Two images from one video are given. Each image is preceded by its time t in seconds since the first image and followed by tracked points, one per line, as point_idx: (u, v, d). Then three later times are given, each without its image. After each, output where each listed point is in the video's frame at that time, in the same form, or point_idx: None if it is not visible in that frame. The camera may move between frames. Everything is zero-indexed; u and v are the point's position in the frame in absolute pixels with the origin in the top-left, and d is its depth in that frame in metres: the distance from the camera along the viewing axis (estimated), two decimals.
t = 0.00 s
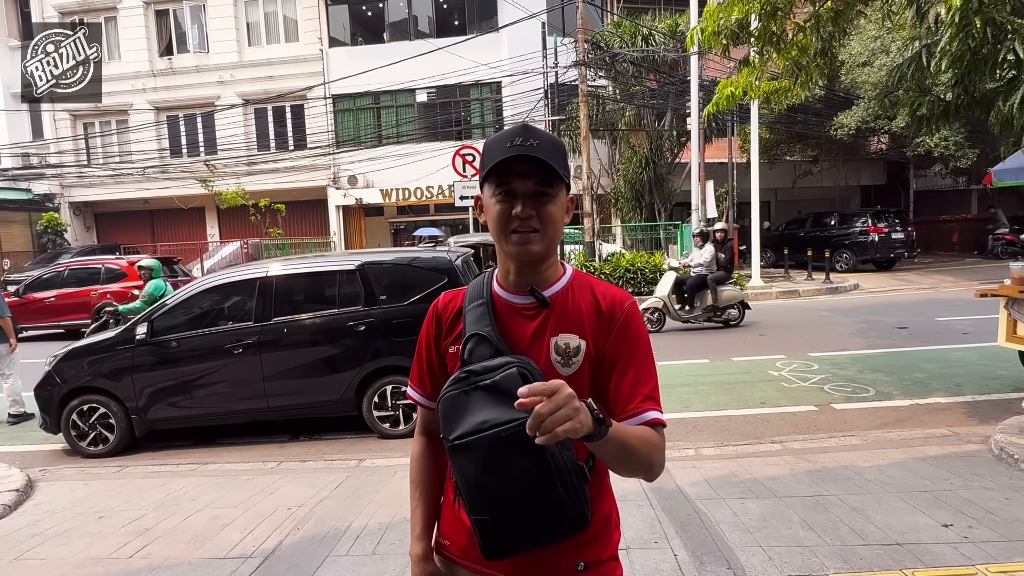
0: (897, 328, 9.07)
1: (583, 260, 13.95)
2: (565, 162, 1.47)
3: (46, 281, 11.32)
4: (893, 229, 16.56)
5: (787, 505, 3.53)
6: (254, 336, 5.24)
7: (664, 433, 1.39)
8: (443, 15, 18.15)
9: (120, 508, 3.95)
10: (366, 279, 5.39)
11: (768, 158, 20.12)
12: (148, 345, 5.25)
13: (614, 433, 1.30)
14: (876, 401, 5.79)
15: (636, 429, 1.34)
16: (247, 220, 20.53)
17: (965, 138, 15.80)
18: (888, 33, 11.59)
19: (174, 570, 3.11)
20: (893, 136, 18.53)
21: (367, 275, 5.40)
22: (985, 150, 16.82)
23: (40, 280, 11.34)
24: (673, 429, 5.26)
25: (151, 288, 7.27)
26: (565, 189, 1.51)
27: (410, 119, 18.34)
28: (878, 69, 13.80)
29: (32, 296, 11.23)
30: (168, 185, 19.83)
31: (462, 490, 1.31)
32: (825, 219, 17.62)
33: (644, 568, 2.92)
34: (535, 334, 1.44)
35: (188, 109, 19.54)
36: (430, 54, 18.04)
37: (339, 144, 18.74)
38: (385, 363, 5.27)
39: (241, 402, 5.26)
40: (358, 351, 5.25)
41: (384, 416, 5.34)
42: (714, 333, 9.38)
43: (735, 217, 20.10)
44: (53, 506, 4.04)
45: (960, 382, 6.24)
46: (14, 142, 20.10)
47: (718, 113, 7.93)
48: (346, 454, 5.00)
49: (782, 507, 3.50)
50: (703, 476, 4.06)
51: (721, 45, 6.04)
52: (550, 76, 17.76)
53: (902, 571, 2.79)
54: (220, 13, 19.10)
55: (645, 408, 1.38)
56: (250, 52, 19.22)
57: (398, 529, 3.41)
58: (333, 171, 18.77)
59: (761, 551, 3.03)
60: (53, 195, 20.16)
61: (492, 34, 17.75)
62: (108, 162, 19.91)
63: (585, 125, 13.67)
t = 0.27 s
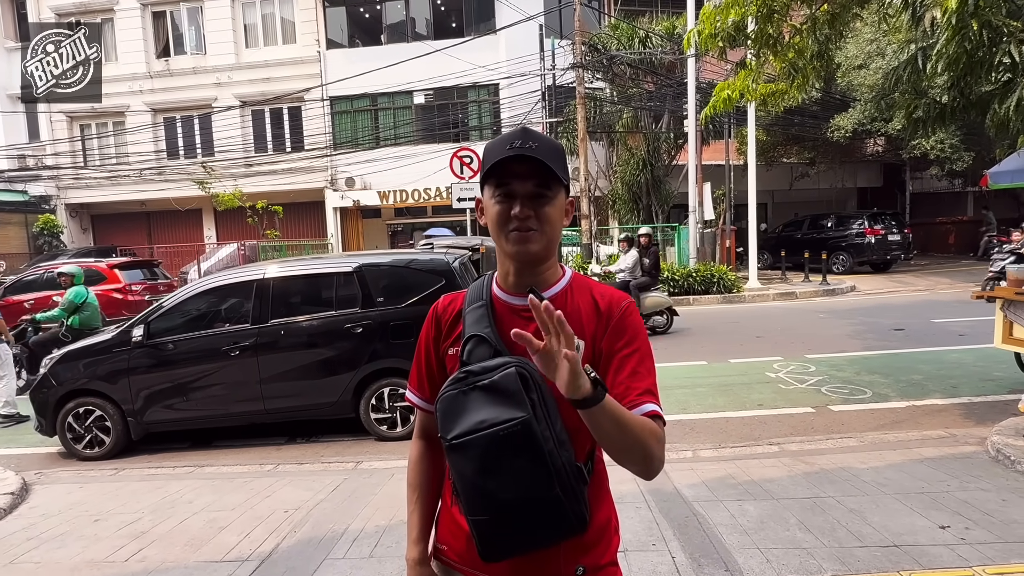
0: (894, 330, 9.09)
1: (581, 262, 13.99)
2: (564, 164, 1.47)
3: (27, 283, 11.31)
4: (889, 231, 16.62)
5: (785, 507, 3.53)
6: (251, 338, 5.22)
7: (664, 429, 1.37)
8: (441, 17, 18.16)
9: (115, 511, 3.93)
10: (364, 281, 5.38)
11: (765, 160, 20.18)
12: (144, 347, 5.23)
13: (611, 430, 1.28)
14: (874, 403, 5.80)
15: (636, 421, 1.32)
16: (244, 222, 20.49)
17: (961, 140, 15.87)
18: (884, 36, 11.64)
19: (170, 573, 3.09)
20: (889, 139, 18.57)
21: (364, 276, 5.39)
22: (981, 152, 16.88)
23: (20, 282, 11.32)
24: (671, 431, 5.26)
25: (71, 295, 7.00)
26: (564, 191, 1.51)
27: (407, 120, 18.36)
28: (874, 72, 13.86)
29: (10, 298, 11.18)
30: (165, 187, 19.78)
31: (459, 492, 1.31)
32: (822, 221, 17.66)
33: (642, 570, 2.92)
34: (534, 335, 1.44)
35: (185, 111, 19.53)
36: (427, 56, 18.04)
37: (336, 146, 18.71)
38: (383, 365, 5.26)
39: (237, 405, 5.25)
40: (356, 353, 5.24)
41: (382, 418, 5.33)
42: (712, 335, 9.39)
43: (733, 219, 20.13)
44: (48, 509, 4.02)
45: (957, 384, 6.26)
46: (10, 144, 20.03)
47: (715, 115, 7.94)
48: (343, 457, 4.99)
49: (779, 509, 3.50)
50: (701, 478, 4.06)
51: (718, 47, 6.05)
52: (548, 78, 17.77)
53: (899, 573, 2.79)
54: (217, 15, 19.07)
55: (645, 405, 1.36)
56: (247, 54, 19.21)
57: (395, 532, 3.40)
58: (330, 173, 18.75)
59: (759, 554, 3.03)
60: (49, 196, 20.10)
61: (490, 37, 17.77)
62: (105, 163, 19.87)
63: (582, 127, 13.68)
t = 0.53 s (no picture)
0: (890, 333, 9.11)
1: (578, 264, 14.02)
2: (564, 167, 1.47)
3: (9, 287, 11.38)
4: (885, 234, 16.68)
5: (781, 509, 3.53)
6: (248, 340, 5.21)
7: (655, 435, 1.37)
8: (438, 20, 18.19)
9: (111, 514, 3.92)
10: (361, 283, 5.38)
11: (762, 164, 20.23)
12: (140, 349, 5.22)
13: (603, 433, 1.28)
14: (870, 405, 5.81)
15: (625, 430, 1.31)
16: (241, 224, 20.44)
17: (956, 144, 15.94)
18: (880, 41, 11.70)
19: None
20: (885, 142, 18.64)
21: (361, 279, 5.38)
22: (976, 156, 16.95)
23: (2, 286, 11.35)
24: (668, 434, 5.26)
25: None
26: (562, 194, 1.51)
27: (405, 123, 18.37)
28: (870, 76, 13.92)
29: None
30: (161, 188, 19.72)
31: (453, 491, 1.30)
32: (818, 224, 17.69)
33: (638, 573, 2.91)
34: (531, 337, 1.44)
35: (182, 112, 19.51)
36: (425, 59, 18.07)
37: (333, 148, 18.67)
38: (379, 367, 5.25)
39: (233, 407, 5.23)
40: (352, 356, 5.23)
41: (378, 421, 5.32)
42: (709, 338, 9.39)
43: (730, 222, 20.15)
44: (43, 512, 4.00)
45: (953, 387, 6.27)
46: (6, 145, 19.94)
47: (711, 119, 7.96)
48: (340, 459, 4.98)
49: (776, 511, 3.50)
50: (698, 481, 4.06)
51: (714, 51, 6.07)
52: (545, 81, 17.81)
53: None
54: (214, 17, 19.06)
55: (637, 411, 1.36)
56: (245, 56, 19.21)
57: (392, 535, 3.39)
58: (327, 175, 18.72)
59: (756, 557, 3.03)
60: (45, 198, 20.01)
61: (487, 39, 17.80)
62: (101, 165, 19.84)
63: (580, 130, 13.70)
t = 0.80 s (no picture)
0: (886, 336, 9.13)
1: (576, 267, 14.03)
2: (559, 172, 1.47)
3: None
4: (881, 238, 16.74)
5: (778, 513, 3.53)
6: (244, 343, 5.20)
7: (652, 439, 1.38)
8: (436, 23, 18.22)
9: (105, 517, 3.89)
10: (357, 286, 5.37)
11: (759, 167, 20.30)
12: (136, 351, 5.20)
13: (600, 435, 1.28)
14: (866, 409, 5.82)
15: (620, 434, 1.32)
16: (239, 226, 20.42)
17: (952, 149, 16.02)
18: (876, 45, 11.75)
19: None
20: (881, 147, 18.72)
21: (358, 281, 5.38)
22: (972, 161, 17.02)
23: None
24: (664, 437, 5.26)
25: None
26: (558, 198, 1.51)
27: (403, 125, 18.38)
28: (866, 81, 13.98)
29: None
30: (158, 190, 19.68)
31: (449, 494, 1.30)
32: (814, 228, 17.76)
33: None
34: (526, 340, 1.43)
35: (179, 114, 19.50)
36: (423, 61, 18.09)
37: (331, 150, 18.69)
38: (376, 370, 5.24)
39: (229, 410, 5.21)
40: (349, 358, 5.22)
41: (375, 424, 5.31)
42: (706, 341, 9.39)
43: (727, 225, 20.20)
44: (37, 515, 3.98)
45: (948, 390, 6.29)
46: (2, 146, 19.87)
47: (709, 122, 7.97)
48: (336, 463, 4.97)
49: (773, 515, 3.50)
50: (694, 484, 4.06)
51: (712, 55, 6.10)
52: (543, 84, 17.86)
53: None
54: (212, 19, 19.05)
55: (634, 415, 1.36)
56: (242, 58, 19.20)
57: (388, 538, 3.38)
58: (325, 178, 18.73)
59: (753, 560, 3.02)
60: (40, 200, 19.93)
61: (484, 43, 17.84)
62: (98, 166, 19.80)
63: (577, 133, 13.72)
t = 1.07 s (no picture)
0: (882, 340, 9.15)
1: (573, 270, 14.03)
2: (546, 174, 1.47)
3: None
4: (877, 242, 16.79)
5: (775, 516, 3.53)
6: (240, 345, 5.18)
7: (648, 443, 1.38)
8: (434, 26, 18.26)
9: (100, 520, 3.88)
10: (354, 288, 5.37)
11: (756, 171, 20.35)
12: (132, 353, 5.18)
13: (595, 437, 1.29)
14: (863, 412, 5.83)
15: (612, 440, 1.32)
16: (236, 228, 20.38)
17: (947, 153, 16.09)
18: (872, 49, 11.81)
19: None
20: (877, 151, 18.77)
21: (355, 284, 5.37)
22: (967, 166, 17.09)
23: None
24: (661, 441, 5.26)
25: None
26: (547, 200, 1.51)
27: (400, 128, 18.39)
28: (862, 85, 14.04)
29: None
30: (155, 192, 19.65)
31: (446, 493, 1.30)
32: (811, 232, 17.81)
33: None
34: (521, 339, 1.43)
35: (177, 116, 19.48)
36: (421, 64, 18.09)
37: (329, 153, 18.71)
38: (373, 372, 5.23)
39: (225, 412, 5.20)
40: (345, 361, 5.20)
41: (371, 426, 5.30)
42: (702, 345, 9.40)
43: (723, 229, 20.24)
44: (32, 518, 3.96)
45: (944, 394, 6.30)
46: None
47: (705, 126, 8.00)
48: (332, 465, 4.96)
49: (770, 519, 3.50)
50: (691, 487, 4.06)
51: (709, 59, 6.11)
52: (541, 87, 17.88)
53: None
54: (210, 21, 19.06)
55: (630, 416, 1.37)
56: (240, 60, 19.20)
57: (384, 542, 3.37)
58: (322, 180, 18.73)
59: (749, 564, 3.02)
60: (37, 201, 19.86)
61: (482, 46, 17.88)
62: (95, 168, 19.76)
63: (576, 136, 13.73)
